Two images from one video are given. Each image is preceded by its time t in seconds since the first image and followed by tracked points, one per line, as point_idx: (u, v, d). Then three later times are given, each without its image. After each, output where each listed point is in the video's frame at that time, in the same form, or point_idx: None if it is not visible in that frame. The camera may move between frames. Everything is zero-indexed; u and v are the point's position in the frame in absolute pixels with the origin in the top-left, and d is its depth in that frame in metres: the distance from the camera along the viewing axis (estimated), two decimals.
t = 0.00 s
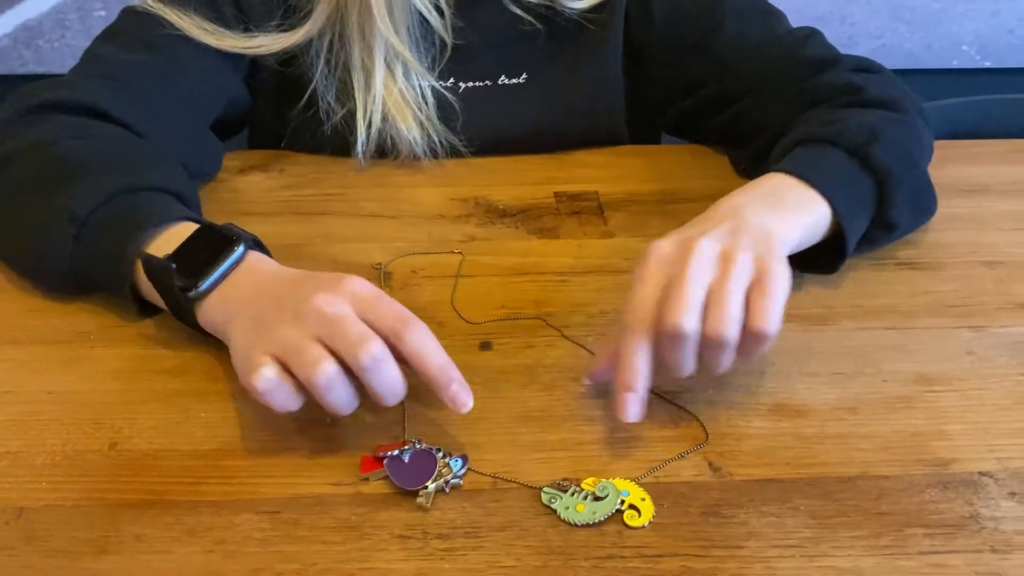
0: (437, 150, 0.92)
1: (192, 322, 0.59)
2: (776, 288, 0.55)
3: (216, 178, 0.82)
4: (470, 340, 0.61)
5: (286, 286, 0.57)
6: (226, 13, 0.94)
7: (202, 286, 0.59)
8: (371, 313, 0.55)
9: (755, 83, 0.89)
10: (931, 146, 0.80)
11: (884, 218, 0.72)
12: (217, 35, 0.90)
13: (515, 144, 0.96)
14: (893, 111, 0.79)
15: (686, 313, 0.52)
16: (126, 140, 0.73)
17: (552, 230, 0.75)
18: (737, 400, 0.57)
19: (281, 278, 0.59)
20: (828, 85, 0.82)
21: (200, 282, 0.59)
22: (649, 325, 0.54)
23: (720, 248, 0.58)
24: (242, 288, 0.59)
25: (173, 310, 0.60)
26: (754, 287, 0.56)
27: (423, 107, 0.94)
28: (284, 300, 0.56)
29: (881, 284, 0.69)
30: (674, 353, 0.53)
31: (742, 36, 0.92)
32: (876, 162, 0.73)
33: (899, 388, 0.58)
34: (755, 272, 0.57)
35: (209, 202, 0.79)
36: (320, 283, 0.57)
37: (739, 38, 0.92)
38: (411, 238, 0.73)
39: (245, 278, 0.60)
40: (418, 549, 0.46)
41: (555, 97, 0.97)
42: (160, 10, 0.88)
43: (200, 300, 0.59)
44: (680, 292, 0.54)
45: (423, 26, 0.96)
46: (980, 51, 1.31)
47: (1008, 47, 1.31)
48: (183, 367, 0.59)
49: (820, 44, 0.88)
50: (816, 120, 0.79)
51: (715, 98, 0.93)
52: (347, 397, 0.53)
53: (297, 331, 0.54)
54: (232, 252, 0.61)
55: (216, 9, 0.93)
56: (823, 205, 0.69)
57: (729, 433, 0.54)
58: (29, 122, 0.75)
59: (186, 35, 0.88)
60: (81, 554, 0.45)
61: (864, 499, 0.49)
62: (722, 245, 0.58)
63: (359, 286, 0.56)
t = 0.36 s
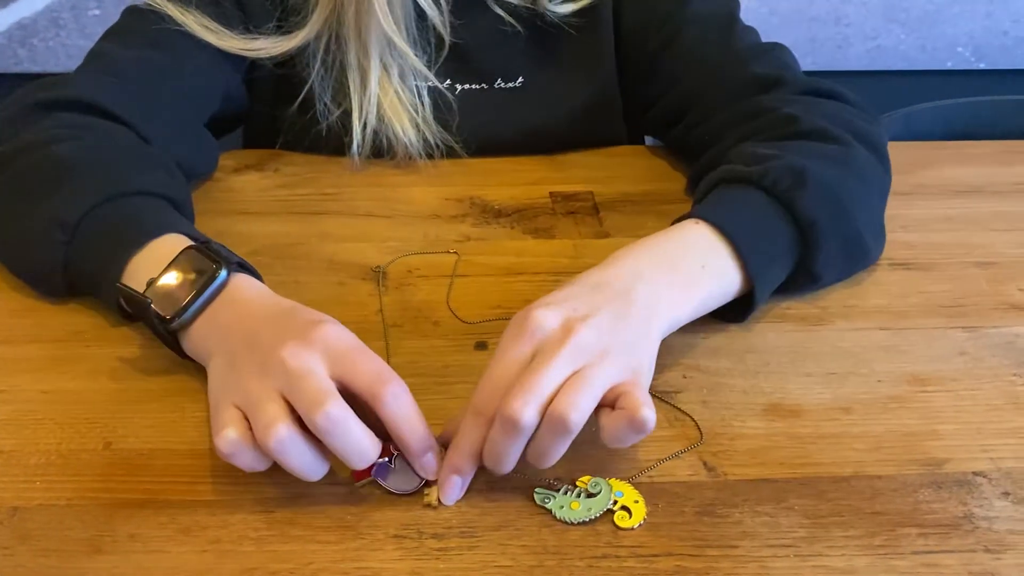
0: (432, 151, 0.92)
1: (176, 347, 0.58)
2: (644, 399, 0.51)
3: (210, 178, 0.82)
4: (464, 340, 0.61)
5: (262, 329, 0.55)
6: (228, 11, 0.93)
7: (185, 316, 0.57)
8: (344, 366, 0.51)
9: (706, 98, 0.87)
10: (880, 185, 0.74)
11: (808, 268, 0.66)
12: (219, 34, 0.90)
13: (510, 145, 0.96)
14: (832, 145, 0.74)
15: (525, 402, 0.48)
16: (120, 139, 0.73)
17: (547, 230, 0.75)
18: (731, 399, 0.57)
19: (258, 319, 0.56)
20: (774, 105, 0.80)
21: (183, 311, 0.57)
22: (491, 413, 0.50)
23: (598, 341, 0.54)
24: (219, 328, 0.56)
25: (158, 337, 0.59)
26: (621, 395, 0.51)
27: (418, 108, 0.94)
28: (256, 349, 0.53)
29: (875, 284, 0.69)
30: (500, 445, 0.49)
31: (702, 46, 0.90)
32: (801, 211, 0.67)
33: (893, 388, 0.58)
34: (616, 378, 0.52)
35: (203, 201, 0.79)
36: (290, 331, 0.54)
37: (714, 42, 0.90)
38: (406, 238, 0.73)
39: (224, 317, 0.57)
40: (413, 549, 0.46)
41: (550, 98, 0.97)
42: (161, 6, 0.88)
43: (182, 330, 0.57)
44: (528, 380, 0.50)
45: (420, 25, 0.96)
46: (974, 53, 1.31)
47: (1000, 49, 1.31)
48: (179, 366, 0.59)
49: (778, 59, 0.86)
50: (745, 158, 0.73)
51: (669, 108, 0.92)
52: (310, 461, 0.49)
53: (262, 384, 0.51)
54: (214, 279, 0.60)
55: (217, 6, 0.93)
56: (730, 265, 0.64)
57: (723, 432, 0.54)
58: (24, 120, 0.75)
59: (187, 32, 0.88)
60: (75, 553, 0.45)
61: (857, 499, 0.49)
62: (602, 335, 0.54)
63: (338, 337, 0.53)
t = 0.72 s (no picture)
0: (431, 151, 0.92)
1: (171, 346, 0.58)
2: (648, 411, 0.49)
3: (208, 177, 0.82)
4: (463, 340, 0.61)
5: (263, 331, 0.54)
6: (227, 11, 0.93)
7: (180, 314, 0.57)
8: (346, 369, 0.51)
9: (703, 99, 0.87)
10: (879, 184, 0.74)
11: (814, 271, 0.66)
12: (216, 34, 0.89)
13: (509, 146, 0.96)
14: (831, 146, 0.74)
15: (513, 404, 0.48)
16: (118, 139, 0.73)
17: (546, 230, 0.75)
18: (729, 399, 0.57)
19: (259, 322, 0.56)
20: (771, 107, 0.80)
21: (178, 310, 0.57)
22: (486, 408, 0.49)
23: (600, 352, 0.53)
24: (220, 329, 0.56)
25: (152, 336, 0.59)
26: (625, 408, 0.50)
27: (417, 108, 0.94)
28: (257, 351, 0.53)
29: (873, 284, 0.69)
30: (491, 450, 0.48)
31: (698, 46, 0.90)
32: (806, 213, 0.66)
33: (891, 388, 0.58)
34: (616, 392, 0.51)
35: (201, 201, 0.78)
36: (291, 335, 0.54)
37: (711, 43, 0.90)
38: (405, 238, 0.73)
39: (221, 319, 0.57)
40: (411, 549, 0.46)
41: (549, 98, 0.97)
42: (159, 6, 0.88)
43: (177, 328, 0.57)
44: (523, 384, 0.49)
45: (418, 25, 0.95)
46: (971, 54, 1.32)
47: (997, 49, 1.32)
48: (176, 366, 0.58)
49: (774, 60, 0.86)
50: (748, 164, 0.73)
51: (667, 109, 0.92)
52: (303, 463, 0.48)
53: (261, 384, 0.50)
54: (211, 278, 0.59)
55: (216, 6, 0.93)
56: (742, 273, 0.63)
57: (722, 433, 0.54)
58: (21, 120, 0.75)
59: (185, 32, 0.88)
60: (73, 553, 0.45)
61: (856, 499, 0.49)
62: (605, 347, 0.54)
63: (340, 341, 0.53)
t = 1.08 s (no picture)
0: (432, 149, 0.92)
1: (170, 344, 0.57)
2: (744, 438, 0.47)
3: (209, 177, 0.82)
4: (464, 340, 0.61)
5: (261, 329, 0.54)
6: (226, 10, 0.93)
7: (178, 311, 0.57)
8: (340, 369, 0.51)
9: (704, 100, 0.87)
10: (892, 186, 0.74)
11: (843, 281, 0.66)
12: (215, 32, 0.89)
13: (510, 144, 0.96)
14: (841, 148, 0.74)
15: (611, 441, 0.46)
16: (119, 139, 0.73)
17: (546, 230, 0.75)
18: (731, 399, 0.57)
19: (258, 319, 0.56)
20: (777, 108, 0.80)
21: (176, 306, 0.57)
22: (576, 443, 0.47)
23: (683, 382, 0.51)
24: (218, 324, 0.56)
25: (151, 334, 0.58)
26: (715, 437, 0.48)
27: (418, 106, 0.94)
28: (250, 348, 0.53)
29: (873, 284, 0.69)
30: (584, 486, 0.46)
31: (699, 46, 0.90)
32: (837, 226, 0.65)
33: (892, 388, 0.58)
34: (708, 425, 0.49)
35: (201, 200, 0.78)
36: (287, 333, 0.54)
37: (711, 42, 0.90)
38: (405, 238, 0.73)
39: (216, 316, 0.57)
40: (413, 548, 0.46)
41: (550, 96, 0.97)
42: (159, 5, 0.88)
43: (175, 324, 0.57)
44: (614, 418, 0.47)
45: (419, 23, 0.96)
46: (971, 54, 1.32)
47: (996, 49, 1.32)
48: (176, 366, 0.58)
49: (776, 58, 0.86)
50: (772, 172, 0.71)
51: (667, 109, 0.92)
52: (290, 461, 0.48)
53: (255, 379, 0.50)
54: (211, 274, 0.59)
55: (216, 5, 0.93)
56: (791, 286, 0.62)
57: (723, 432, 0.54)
58: (24, 121, 0.75)
59: (185, 31, 0.87)
60: (74, 553, 0.45)
61: (858, 498, 0.49)
62: (687, 376, 0.52)
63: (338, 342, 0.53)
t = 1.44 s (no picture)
0: (432, 147, 0.92)
1: (200, 318, 0.59)
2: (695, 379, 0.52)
3: (212, 177, 0.82)
4: (466, 339, 0.61)
5: (299, 302, 0.58)
6: (226, 9, 0.93)
7: (214, 281, 0.59)
8: (363, 333, 0.53)
9: (714, 96, 0.88)
10: (898, 181, 0.75)
11: (835, 276, 0.66)
12: (217, 30, 0.90)
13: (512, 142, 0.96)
14: (848, 147, 0.74)
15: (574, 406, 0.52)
16: (123, 139, 0.73)
17: (548, 230, 0.75)
18: (733, 399, 0.57)
19: (299, 294, 0.59)
20: (795, 104, 0.81)
21: (213, 276, 0.59)
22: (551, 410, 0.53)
23: (646, 340, 0.57)
24: (252, 298, 0.59)
25: (178, 307, 0.59)
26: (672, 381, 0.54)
27: (419, 102, 0.94)
28: (305, 311, 0.57)
29: (875, 284, 0.69)
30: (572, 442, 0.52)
31: (716, 43, 0.90)
32: (823, 221, 0.66)
33: (894, 387, 0.58)
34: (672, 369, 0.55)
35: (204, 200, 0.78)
36: (342, 301, 0.58)
37: (716, 43, 0.90)
38: (407, 238, 0.73)
39: (262, 288, 0.60)
40: (417, 548, 0.46)
41: (551, 94, 0.97)
42: (159, 5, 0.88)
43: (209, 294, 0.59)
44: (582, 388, 0.53)
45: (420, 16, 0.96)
46: (973, 53, 1.32)
47: (997, 49, 1.31)
48: (178, 366, 0.58)
49: (793, 57, 0.87)
50: (761, 170, 0.72)
51: (680, 106, 0.93)
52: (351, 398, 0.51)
53: (288, 339, 0.54)
54: (250, 256, 0.62)
55: (215, 5, 0.93)
56: (762, 282, 0.63)
57: (726, 432, 0.54)
58: (26, 120, 0.75)
59: (185, 30, 0.87)
60: (79, 552, 0.45)
61: (861, 498, 0.50)
62: (647, 337, 0.57)
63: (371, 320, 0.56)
